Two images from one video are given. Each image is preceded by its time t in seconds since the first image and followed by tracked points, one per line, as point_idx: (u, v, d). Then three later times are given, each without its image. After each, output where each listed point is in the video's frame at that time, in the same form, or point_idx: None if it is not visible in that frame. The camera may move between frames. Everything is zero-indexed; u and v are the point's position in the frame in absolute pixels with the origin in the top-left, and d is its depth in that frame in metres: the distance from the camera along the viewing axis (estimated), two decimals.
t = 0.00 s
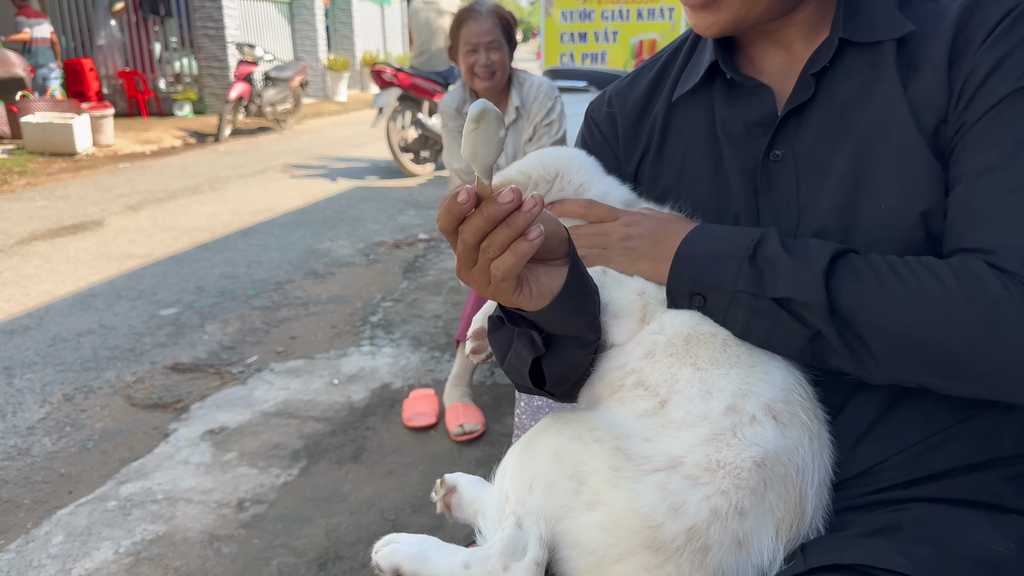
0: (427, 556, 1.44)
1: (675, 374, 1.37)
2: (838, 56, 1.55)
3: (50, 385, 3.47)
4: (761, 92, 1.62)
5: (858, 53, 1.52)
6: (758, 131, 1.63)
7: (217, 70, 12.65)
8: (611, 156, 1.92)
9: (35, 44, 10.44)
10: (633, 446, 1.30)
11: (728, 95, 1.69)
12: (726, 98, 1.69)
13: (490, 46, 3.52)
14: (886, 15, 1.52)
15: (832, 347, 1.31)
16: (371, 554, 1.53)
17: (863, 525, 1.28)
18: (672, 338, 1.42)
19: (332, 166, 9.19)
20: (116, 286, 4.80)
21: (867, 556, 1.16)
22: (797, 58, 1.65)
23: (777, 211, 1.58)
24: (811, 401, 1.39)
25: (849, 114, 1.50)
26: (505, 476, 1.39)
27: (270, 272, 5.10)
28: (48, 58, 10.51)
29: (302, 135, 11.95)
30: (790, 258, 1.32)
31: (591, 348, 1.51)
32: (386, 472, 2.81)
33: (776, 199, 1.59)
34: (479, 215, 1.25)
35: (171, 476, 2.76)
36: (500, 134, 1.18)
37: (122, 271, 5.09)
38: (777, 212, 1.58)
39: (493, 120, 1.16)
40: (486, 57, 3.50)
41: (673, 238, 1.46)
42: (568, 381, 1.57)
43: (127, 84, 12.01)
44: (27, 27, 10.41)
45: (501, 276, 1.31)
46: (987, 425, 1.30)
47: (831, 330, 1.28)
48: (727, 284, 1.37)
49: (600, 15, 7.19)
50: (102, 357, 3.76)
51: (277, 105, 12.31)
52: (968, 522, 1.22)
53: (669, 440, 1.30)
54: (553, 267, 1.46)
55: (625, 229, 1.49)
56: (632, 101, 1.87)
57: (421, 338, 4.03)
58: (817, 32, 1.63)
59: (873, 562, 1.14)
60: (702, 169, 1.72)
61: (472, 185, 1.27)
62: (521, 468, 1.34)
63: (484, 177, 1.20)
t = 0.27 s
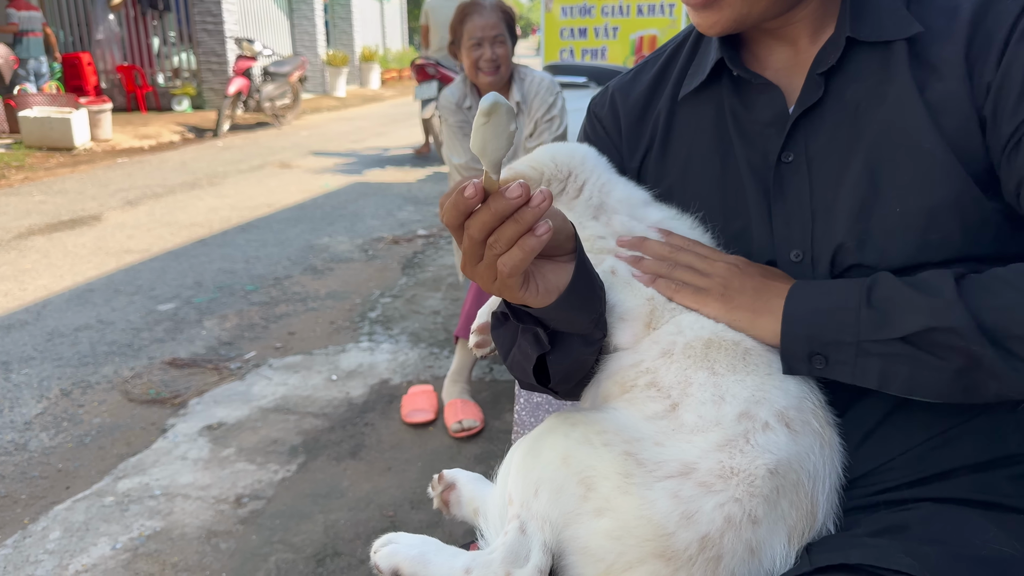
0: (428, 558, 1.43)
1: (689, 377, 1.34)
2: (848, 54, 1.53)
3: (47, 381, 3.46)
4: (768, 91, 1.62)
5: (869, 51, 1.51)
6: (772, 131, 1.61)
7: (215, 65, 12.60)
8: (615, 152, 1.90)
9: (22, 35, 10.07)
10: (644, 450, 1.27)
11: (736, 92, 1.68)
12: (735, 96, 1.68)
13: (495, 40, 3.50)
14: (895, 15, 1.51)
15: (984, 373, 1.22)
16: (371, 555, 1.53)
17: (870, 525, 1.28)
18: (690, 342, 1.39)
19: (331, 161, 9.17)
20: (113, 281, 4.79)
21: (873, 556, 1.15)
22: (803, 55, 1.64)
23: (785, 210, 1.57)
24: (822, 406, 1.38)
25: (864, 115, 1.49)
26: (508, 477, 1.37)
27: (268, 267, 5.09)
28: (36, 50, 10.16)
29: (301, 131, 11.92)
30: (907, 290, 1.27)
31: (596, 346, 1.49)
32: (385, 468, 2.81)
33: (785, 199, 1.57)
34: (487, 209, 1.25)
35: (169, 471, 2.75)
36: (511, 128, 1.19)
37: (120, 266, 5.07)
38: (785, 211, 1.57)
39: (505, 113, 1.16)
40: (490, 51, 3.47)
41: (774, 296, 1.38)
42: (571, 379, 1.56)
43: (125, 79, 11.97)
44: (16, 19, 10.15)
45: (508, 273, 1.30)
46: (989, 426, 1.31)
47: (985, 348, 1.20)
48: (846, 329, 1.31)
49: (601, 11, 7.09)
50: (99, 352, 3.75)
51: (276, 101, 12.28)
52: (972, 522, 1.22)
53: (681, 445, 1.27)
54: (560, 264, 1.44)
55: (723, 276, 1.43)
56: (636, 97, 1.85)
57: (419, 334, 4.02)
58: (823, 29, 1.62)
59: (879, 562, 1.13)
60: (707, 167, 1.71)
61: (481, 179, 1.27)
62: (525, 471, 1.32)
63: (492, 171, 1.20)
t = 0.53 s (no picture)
0: (428, 556, 1.43)
1: (687, 373, 1.33)
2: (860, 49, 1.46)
3: (45, 377, 3.46)
4: (778, 84, 1.54)
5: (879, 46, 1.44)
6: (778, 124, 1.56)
7: (213, 62, 12.57)
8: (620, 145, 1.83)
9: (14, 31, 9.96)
10: (645, 449, 1.27)
11: (747, 85, 1.61)
12: (745, 90, 1.61)
13: (495, 36, 3.51)
14: (913, 7, 1.43)
15: (825, 305, 1.23)
16: (370, 553, 1.53)
17: (874, 519, 1.29)
18: (684, 337, 1.38)
19: (329, 158, 9.16)
20: (111, 277, 4.78)
21: (878, 553, 1.16)
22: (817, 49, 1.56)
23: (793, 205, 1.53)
24: (824, 399, 1.37)
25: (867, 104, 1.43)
26: (511, 473, 1.37)
27: (266, 264, 5.08)
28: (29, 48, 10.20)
29: (299, 127, 11.90)
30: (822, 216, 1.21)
31: (603, 340, 1.48)
32: (384, 465, 2.81)
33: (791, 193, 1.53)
34: (499, 202, 1.25)
35: (167, 468, 2.74)
36: (527, 118, 1.18)
37: (118, 262, 5.07)
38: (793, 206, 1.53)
39: (521, 102, 1.15)
40: (490, 47, 3.48)
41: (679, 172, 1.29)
42: (576, 373, 1.55)
43: (123, 75, 11.95)
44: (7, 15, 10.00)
45: (518, 266, 1.30)
46: (996, 422, 1.29)
47: (830, 284, 1.19)
48: (717, 237, 1.28)
49: (599, 7, 7.06)
50: (97, 349, 3.75)
51: (274, 97, 12.27)
52: (975, 518, 1.23)
53: (683, 443, 1.27)
54: (568, 258, 1.45)
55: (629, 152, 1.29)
56: (643, 89, 1.79)
57: (418, 331, 4.02)
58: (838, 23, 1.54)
59: (885, 559, 1.14)
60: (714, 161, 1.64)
61: (492, 171, 1.27)
62: (527, 472, 1.32)
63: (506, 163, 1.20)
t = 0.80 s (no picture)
0: (417, 556, 1.44)
1: (677, 371, 1.34)
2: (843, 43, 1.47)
3: (41, 376, 3.46)
4: (765, 80, 1.55)
5: (861, 40, 1.45)
6: (764, 119, 1.57)
7: (210, 60, 12.54)
8: (611, 140, 1.78)
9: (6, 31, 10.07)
10: (635, 449, 1.28)
11: (734, 80, 1.61)
12: (733, 87, 1.61)
13: (490, 35, 3.51)
14: (899, 5, 1.44)
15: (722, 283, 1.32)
16: (360, 553, 1.54)
17: (862, 513, 1.29)
18: (675, 336, 1.40)
19: (326, 156, 9.15)
20: (108, 276, 4.78)
21: (868, 545, 1.18)
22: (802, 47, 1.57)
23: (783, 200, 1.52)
24: (814, 396, 1.37)
25: (851, 98, 1.44)
26: (499, 472, 1.38)
27: (262, 263, 5.08)
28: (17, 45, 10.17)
29: (296, 126, 11.87)
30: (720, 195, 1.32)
31: (595, 338, 1.50)
32: (380, 464, 2.81)
33: (780, 189, 1.52)
34: (497, 195, 1.23)
35: (164, 467, 2.75)
36: (530, 111, 1.18)
37: (114, 261, 5.06)
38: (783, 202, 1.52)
39: (524, 94, 1.15)
40: (486, 46, 3.49)
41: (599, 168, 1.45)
42: (568, 369, 1.57)
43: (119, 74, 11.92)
44: None
45: (514, 261, 1.29)
46: (985, 416, 1.32)
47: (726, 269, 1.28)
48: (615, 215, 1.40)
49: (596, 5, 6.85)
50: (93, 348, 3.74)
51: (271, 95, 12.24)
52: (965, 512, 1.25)
53: (673, 442, 1.27)
54: (564, 253, 1.42)
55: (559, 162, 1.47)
56: (635, 86, 1.77)
57: (415, 330, 4.02)
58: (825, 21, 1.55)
59: (875, 552, 1.17)
60: (706, 160, 1.62)
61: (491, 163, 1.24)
62: (517, 470, 1.32)
63: (507, 154, 1.19)
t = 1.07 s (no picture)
0: (410, 557, 1.45)
1: (664, 374, 1.36)
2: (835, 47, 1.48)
3: (38, 378, 3.46)
4: (756, 83, 1.56)
5: (855, 43, 1.47)
6: (757, 122, 1.57)
7: (206, 61, 12.53)
8: (605, 148, 1.81)
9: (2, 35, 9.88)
10: (622, 448, 1.29)
11: (727, 87, 1.63)
12: (726, 92, 1.62)
13: (484, 38, 3.51)
14: (883, 7, 1.45)
15: (835, 318, 1.31)
16: (354, 556, 1.55)
17: (853, 515, 1.30)
18: (662, 340, 1.41)
19: (323, 157, 9.16)
20: (104, 278, 4.78)
21: (858, 545, 1.19)
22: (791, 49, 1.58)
23: (775, 204, 1.52)
24: (800, 397, 1.39)
25: (848, 104, 1.45)
26: (490, 475, 1.39)
27: (259, 264, 5.08)
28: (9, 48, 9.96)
29: (293, 126, 11.87)
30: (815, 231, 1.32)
31: (588, 342, 1.49)
32: (377, 464, 2.82)
33: (774, 191, 1.52)
34: (485, 207, 1.26)
35: (160, 468, 2.75)
36: (516, 129, 1.22)
37: (111, 263, 5.06)
38: (775, 206, 1.52)
39: (510, 115, 1.19)
40: (480, 48, 3.49)
41: (679, 224, 1.46)
42: (560, 373, 1.56)
43: (116, 75, 11.91)
44: None
45: (505, 270, 1.31)
46: (974, 417, 1.34)
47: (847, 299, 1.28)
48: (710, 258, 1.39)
49: (592, 6, 6.84)
50: (90, 349, 3.75)
51: (268, 96, 12.24)
52: (956, 513, 1.26)
53: (658, 441, 1.29)
54: (554, 261, 1.45)
55: (636, 216, 1.50)
56: (627, 91, 1.78)
57: (411, 330, 4.03)
58: (812, 23, 1.56)
59: (865, 551, 1.17)
60: (698, 164, 1.63)
61: (480, 176, 1.27)
62: (507, 472, 1.33)
63: (494, 170, 1.23)
